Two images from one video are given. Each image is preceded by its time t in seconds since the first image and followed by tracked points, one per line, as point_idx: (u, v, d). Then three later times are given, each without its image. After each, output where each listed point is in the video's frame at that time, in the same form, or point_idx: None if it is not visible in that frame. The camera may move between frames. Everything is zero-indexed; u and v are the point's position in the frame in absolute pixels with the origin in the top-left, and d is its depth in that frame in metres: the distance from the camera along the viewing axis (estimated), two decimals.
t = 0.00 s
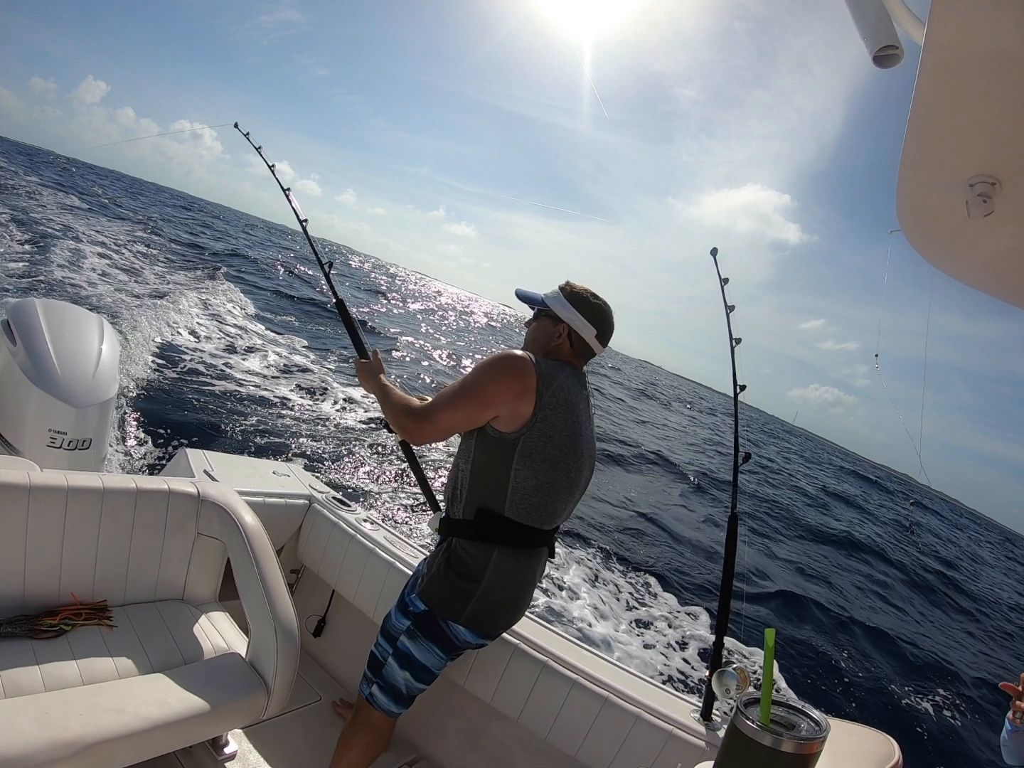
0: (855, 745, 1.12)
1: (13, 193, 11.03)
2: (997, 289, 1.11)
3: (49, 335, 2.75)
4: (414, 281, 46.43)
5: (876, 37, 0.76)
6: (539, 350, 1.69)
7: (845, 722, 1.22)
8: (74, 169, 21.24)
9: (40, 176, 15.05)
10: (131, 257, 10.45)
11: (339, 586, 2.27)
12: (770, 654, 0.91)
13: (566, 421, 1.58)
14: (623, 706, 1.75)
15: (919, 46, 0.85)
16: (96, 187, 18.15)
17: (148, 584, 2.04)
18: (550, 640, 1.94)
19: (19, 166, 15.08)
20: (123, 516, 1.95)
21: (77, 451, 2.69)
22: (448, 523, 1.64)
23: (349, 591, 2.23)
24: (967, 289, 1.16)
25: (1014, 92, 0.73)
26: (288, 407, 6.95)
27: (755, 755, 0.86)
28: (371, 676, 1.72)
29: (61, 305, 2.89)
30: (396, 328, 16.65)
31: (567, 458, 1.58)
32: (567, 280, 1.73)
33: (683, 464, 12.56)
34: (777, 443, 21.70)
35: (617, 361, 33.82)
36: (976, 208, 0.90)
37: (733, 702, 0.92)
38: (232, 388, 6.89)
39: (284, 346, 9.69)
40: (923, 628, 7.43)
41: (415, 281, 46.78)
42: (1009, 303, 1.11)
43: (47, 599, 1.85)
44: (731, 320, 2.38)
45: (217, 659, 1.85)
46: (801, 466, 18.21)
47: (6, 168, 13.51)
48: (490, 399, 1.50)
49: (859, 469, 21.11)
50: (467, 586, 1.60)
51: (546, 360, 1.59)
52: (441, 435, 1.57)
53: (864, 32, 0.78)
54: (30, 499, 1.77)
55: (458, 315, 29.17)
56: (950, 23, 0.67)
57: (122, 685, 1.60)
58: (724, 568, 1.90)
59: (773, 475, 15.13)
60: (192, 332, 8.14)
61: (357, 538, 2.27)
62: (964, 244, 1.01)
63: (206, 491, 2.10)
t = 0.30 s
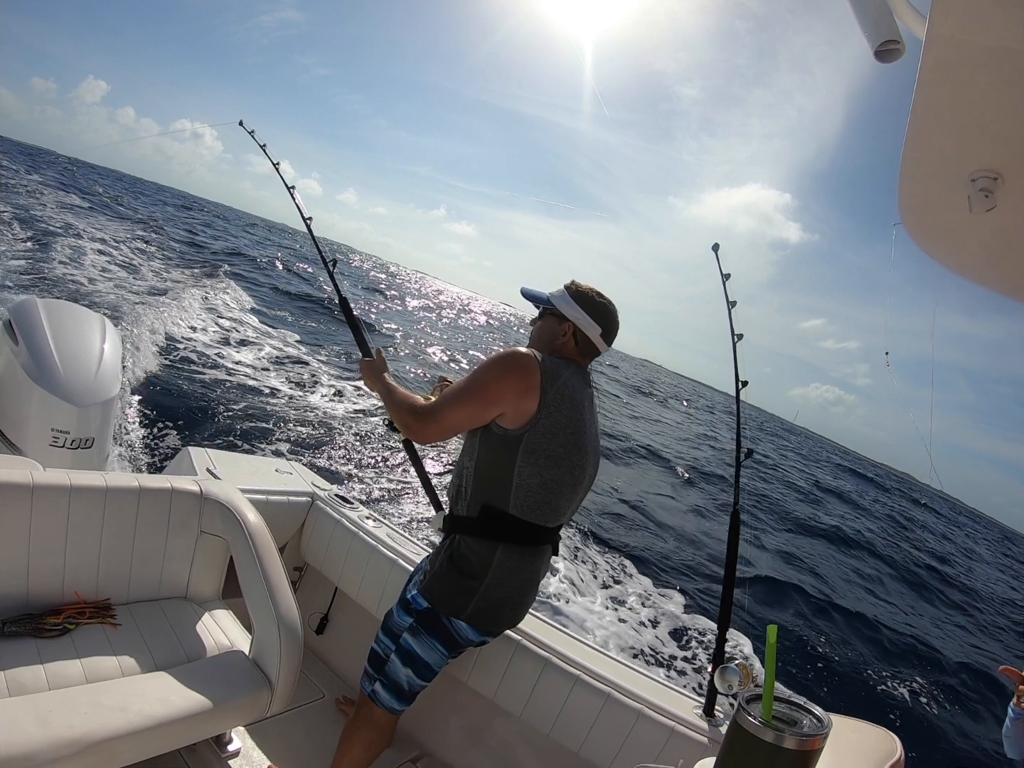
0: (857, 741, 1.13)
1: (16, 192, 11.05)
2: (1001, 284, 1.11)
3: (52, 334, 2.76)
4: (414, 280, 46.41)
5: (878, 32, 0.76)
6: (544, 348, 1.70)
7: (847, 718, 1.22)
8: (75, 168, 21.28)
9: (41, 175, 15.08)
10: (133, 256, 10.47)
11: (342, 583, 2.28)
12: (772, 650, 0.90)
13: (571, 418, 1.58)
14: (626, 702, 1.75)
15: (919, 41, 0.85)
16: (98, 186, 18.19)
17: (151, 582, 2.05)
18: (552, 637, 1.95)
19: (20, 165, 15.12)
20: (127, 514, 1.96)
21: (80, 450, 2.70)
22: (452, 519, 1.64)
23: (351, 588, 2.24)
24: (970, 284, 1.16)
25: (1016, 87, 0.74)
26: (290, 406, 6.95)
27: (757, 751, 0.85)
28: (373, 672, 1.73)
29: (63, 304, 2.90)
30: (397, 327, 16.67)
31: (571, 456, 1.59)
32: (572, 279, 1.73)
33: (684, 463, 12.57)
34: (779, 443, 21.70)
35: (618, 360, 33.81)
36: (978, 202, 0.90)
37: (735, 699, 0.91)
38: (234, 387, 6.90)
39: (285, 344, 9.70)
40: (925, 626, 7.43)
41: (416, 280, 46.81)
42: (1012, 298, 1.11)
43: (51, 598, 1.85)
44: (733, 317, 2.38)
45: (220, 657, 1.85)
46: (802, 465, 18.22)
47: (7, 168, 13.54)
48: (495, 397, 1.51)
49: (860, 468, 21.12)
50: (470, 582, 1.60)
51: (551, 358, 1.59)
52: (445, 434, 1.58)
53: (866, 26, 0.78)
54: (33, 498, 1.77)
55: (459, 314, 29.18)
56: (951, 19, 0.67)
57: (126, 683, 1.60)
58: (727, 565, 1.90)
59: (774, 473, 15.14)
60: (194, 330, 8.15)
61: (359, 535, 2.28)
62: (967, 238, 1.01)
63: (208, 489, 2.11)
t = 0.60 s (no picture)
0: (860, 735, 1.14)
1: (17, 192, 11.06)
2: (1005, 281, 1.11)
3: (53, 334, 2.76)
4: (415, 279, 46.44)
5: (879, 24, 0.76)
6: (547, 346, 1.70)
7: (849, 712, 1.23)
8: (76, 168, 21.30)
9: (42, 175, 15.09)
10: (134, 256, 10.48)
11: (345, 580, 2.29)
12: (777, 645, 0.91)
13: (574, 417, 1.59)
14: (629, 698, 1.76)
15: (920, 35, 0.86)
16: (98, 186, 18.21)
17: (155, 581, 2.05)
18: (555, 633, 1.95)
19: (21, 165, 15.13)
20: (130, 513, 1.96)
21: (82, 449, 2.70)
22: (456, 519, 1.65)
23: (354, 585, 2.24)
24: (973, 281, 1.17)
25: (1016, 86, 0.74)
26: (292, 404, 6.96)
27: (761, 747, 0.86)
28: (373, 670, 1.74)
29: (64, 304, 2.90)
30: (398, 326, 16.67)
31: (575, 454, 1.59)
32: (575, 278, 1.74)
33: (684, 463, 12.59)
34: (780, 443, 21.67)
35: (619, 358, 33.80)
36: (980, 198, 0.90)
37: (739, 694, 0.91)
38: (235, 385, 6.91)
39: (287, 343, 9.71)
40: (925, 627, 7.44)
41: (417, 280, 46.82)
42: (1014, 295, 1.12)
43: (54, 598, 1.86)
44: (735, 314, 2.39)
45: (224, 655, 1.86)
46: (802, 464, 18.23)
47: (8, 168, 13.55)
48: (498, 396, 1.51)
49: (859, 468, 21.14)
50: (474, 582, 1.61)
51: (554, 357, 1.60)
52: (448, 433, 1.58)
53: (867, 17, 0.77)
54: (35, 498, 1.78)
55: (459, 313, 29.24)
56: (950, 19, 0.68)
57: (128, 682, 1.61)
58: (731, 561, 1.90)
59: (774, 472, 15.16)
60: (195, 329, 8.16)
61: (362, 532, 2.29)
62: (969, 235, 1.02)
63: (211, 487, 2.11)
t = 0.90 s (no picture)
0: (860, 731, 1.14)
1: (18, 192, 11.07)
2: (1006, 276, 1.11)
3: (53, 334, 2.76)
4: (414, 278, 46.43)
5: (877, 17, 0.76)
6: (547, 346, 1.71)
7: (849, 707, 1.24)
8: (76, 168, 21.33)
9: (43, 175, 15.10)
10: (135, 254, 10.48)
11: (347, 577, 2.29)
12: (777, 642, 0.91)
13: (574, 417, 1.59)
14: (630, 695, 1.76)
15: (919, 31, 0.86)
16: (99, 186, 18.23)
17: (157, 580, 2.06)
18: (557, 630, 1.96)
19: (21, 165, 15.14)
20: (131, 513, 1.97)
21: (83, 449, 2.71)
22: (457, 520, 1.66)
23: (356, 583, 2.25)
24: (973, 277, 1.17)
25: (1014, 83, 0.75)
26: (292, 403, 6.96)
27: (761, 742, 0.86)
28: (369, 669, 1.74)
29: (64, 304, 2.89)
30: (398, 325, 16.68)
31: (575, 454, 1.60)
32: (575, 277, 1.74)
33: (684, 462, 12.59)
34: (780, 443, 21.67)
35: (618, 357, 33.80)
36: (979, 192, 0.91)
37: (740, 690, 0.92)
38: (235, 384, 6.90)
39: (286, 341, 9.70)
40: (924, 625, 7.45)
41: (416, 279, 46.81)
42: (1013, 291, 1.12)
43: (56, 597, 1.86)
44: (735, 311, 2.39)
45: (226, 653, 1.86)
46: (801, 464, 18.25)
47: (9, 167, 13.56)
48: (498, 396, 1.52)
49: (858, 468, 21.15)
50: (473, 582, 1.61)
51: (554, 356, 1.60)
52: (449, 433, 1.59)
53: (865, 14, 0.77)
54: (37, 498, 1.78)
55: (458, 312, 29.23)
56: (951, 17, 0.69)
57: (130, 681, 1.61)
58: (731, 559, 1.91)
59: (774, 471, 15.16)
60: (194, 328, 8.16)
61: (363, 530, 2.29)
62: (969, 231, 1.02)
63: (212, 486, 2.12)
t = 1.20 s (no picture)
0: (860, 728, 1.15)
1: (18, 190, 11.08)
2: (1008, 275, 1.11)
3: (54, 334, 2.76)
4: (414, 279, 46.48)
5: (877, 15, 0.76)
6: (546, 344, 1.71)
7: (850, 705, 1.24)
8: (77, 167, 21.36)
9: (44, 174, 15.12)
10: (135, 254, 10.49)
11: (348, 577, 2.29)
12: (779, 639, 0.92)
13: (574, 416, 1.60)
14: (631, 693, 1.77)
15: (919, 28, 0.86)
16: (100, 185, 18.26)
17: (158, 579, 2.06)
18: (558, 629, 1.96)
19: (22, 164, 15.16)
20: (133, 513, 1.97)
21: (84, 448, 2.71)
22: (456, 522, 1.66)
23: (357, 582, 2.25)
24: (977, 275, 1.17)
25: (1015, 83, 0.76)
26: (291, 403, 6.97)
27: (763, 741, 0.86)
28: (367, 669, 1.74)
29: (64, 304, 2.89)
30: (397, 326, 16.69)
31: (575, 454, 1.60)
32: (575, 276, 1.75)
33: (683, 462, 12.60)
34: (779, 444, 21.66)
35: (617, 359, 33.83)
36: (980, 190, 0.91)
37: (742, 688, 0.92)
38: (235, 384, 6.91)
39: (286, 341, 9.71)
40: (923, 626, 7.46)
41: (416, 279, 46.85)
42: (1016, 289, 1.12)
43: (57, 597, 1.86)
44: (735, 311, 2.40)
45: (227, 652, 1.87)
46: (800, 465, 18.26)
47: (10, 166, 13.57)
48: (497, 396, 1.52)
49: (858, 470, 21.15)
50: (473, 583, 1.62)
51: (554, 356, 1.60)
52: (449, 434, 1.59)
53: (865, 13, 0.77)
54: (38, 498, 1.78)
55: (458, 313, 29.24)
56: (952, 20, 0.70)
57: (131, 680, 1.61)
58: (732, 558, 1.91)
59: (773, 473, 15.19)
60: (195, 327, 8.16)
61: (364, 529, 2.30)
62: (971, 229, 1.02)
63: (213, 486, 2.12)
